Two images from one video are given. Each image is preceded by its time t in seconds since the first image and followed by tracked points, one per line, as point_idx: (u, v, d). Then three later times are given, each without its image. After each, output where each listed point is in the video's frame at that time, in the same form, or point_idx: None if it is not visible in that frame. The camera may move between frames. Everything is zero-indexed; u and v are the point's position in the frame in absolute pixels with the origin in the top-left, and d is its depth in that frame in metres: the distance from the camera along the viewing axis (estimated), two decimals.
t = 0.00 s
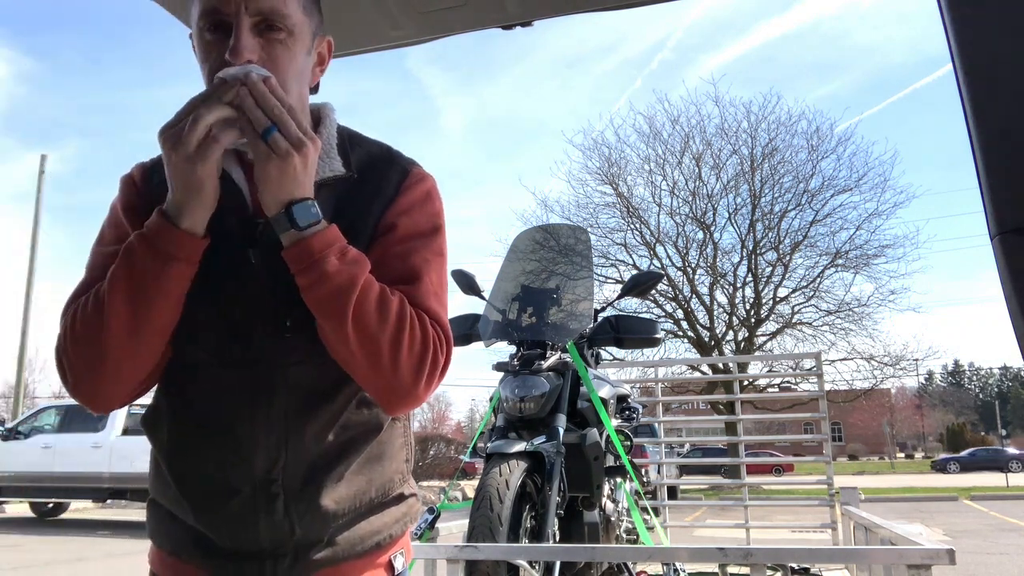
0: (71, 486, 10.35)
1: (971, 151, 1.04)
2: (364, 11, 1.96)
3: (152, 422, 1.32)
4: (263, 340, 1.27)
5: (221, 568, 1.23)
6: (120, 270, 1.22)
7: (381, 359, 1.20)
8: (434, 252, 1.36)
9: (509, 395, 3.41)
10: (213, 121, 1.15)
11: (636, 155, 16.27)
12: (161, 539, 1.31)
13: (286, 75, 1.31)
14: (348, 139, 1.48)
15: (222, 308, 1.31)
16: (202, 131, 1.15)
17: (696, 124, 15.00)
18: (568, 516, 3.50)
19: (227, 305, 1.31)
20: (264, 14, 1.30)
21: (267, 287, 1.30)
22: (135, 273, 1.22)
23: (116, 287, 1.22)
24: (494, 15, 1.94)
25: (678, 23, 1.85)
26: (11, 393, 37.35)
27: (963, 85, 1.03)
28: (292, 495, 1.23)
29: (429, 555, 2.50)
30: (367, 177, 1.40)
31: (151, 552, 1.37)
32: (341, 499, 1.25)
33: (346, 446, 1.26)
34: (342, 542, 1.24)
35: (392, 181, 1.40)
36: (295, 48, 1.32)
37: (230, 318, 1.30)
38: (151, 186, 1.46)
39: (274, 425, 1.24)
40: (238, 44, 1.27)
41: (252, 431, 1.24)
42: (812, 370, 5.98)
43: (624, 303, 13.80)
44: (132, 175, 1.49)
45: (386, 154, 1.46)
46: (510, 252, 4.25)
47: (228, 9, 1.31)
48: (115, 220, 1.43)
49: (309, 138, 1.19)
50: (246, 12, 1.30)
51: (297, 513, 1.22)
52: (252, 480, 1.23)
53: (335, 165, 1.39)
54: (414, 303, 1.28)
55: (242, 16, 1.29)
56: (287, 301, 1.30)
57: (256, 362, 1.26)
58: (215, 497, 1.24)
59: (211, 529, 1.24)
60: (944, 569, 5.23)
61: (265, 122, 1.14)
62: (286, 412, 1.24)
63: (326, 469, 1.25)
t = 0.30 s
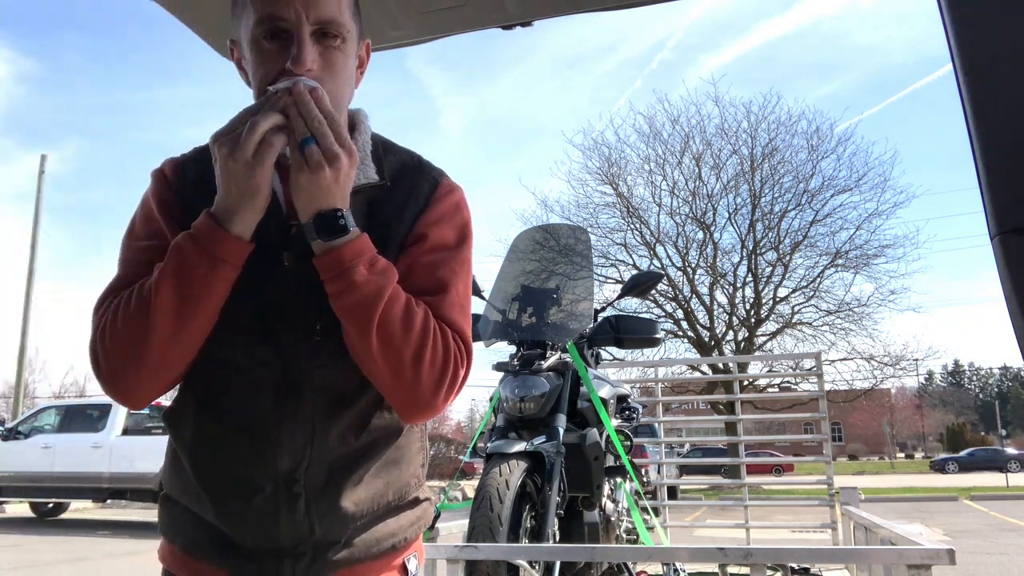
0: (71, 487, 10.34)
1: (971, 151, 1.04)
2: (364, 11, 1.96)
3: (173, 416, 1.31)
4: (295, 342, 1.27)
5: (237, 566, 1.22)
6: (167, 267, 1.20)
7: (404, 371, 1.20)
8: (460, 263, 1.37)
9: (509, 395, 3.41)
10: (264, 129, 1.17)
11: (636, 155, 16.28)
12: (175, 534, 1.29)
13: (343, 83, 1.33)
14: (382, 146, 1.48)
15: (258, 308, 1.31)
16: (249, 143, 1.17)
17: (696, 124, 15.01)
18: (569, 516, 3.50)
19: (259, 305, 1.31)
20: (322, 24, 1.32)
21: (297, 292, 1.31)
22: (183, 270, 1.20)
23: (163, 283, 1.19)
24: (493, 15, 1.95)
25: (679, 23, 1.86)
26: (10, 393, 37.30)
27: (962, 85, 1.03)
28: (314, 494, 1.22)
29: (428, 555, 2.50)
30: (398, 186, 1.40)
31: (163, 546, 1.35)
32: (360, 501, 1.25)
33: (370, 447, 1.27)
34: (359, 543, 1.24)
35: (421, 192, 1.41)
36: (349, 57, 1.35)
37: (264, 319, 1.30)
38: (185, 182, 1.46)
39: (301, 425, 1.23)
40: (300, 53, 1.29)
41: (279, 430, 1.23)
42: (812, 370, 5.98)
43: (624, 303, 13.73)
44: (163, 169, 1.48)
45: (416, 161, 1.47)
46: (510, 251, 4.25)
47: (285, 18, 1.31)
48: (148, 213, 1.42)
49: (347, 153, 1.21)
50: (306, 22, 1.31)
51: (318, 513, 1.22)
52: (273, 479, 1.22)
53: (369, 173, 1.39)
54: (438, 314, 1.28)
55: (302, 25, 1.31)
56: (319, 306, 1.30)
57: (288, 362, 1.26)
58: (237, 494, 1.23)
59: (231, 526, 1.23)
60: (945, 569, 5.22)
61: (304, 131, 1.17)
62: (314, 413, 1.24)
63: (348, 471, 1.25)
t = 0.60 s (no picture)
0: (70, 486, 10.33)
1: (971, 151, 1.04)
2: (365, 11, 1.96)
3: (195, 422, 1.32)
4: (324, 358, 1.29)
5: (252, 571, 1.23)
6: (199, 292, 1.21)
7: (426, 393, 1.23)
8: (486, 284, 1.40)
9: (510, 395, 3.41)
10: (300, 159, 1.18)
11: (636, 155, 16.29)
12: (191, 534, 1.30)
13: (384, 107, 1.36)
14: (413, 160, 1.51)
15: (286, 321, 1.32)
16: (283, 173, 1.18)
17: (695, 124, 15.03)
18: (568, 516, 3.50)
19: (289, 317, 1.32)
20: (366, 47, 1.34)
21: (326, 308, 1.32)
22: (215, 295, 1.21)
23: (195, 308, 1.20)
24: (493, 15, 1.95)
25: (678, 22, 1.87)
26: (11, 393, 37.28)
27: (963, 85, 1.03)
28: (335, 506, 1.25)
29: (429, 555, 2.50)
30: (427, 205, 1.43)
31: (177, 544, 1.37)
32: (378, 513, 1.28)
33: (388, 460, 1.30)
34: (377, 551, 1.27)
35: (449, 211, 1.44)
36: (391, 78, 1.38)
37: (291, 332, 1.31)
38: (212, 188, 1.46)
39: (326, 439, 1.26)
40: (345, 79, 1.31)
41: (305, 442, 1.25)
42: (812, 370, 5.98)
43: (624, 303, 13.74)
44: (190, 173, 1.48)
45: (446, 179, 1.50)
46: (510, 252, 4.25)
47: (328, 39, 1.33)
48: (173, 222, 1.43)
49: (375, 184, 1.21)
50: (351, 44, 1.33)
51: (338, 525, 1.24)
52: (296, 489, 1.24)
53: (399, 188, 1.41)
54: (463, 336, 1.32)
55: (348, 47, 1.33)
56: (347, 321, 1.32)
57: (315, 378, 1.28)
58: (257, 503, 1.24)
59: (249, 533, 1.24)
60: (945, 569, 5.22)
61: (334, 161, 1.19)
62: (340, 427, 1.27)
63: (369, 484, 1.28)
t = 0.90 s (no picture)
0: (70, 487, 10.33)
1: (971, 151, 1.04)
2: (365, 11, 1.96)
3: (218, 418, 1.37)
4: (354, 355, 1.35)
5: (272, 566, 1.30)
6: (227, 292, 1.22)
7: (478, 396, 1.33)
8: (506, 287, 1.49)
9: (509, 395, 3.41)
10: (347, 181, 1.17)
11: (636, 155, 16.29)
12: (209, 533, 1.36)
13: (397, 102, 1.40)
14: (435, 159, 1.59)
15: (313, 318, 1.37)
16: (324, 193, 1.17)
17: (695, 124, 15.03)
18: (568, 516, 3.50)
19: (316, 316, 1.37)
20: (383, 39, 1.40)
21: (355, 306, 1.38)
22: (245, 296, 1.22)
23: (222, 307, 1.21)
24: (493, 15, 1.95)
25: (679, 23, 1.86)
26: (11, 393, 37.28)
27: (963, 85, 1.03)
28: (358, 501, 1.33)
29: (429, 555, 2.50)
30: (452, 205, 1.51)
31: (191, 539, 1.42)
32: (400, 509, 1.37)
33: (406, 458, 1.39)
34: (395, 548, 1.36)
35: (476, 212, 1.53)
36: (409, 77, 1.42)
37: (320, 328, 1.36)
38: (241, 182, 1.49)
39: (353, 436, 1.33)
40: (355, 70, 1.35)
41: (332, 441, 1.32)
42: (812, 370, 5.98)
43: (623, 302, 13.76)
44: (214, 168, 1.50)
45: (468, 182, 1.59)
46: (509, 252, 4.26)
47: (348, 30, 1.39)
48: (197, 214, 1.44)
49: (433, 203, 1.24)
50: (369, 36, 1.39)
51: (360, 521, 1.32)
52: (322, 485, 1.31)
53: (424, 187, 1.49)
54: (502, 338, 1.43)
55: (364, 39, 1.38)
56: (376, 320, 1.38)
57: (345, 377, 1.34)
58: (282, 500, 1.31)
59: (272, 528, 1.31)
60: (945, 569, 5.22)
61: (393, 180, 1.20)
62: (366, 424, 1.34)
63: (392, 481, 1.37)
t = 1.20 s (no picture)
0: (70, 486, 10.32)
1: (971, 152, 1.04)
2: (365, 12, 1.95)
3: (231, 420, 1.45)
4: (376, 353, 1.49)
5: (283, 566, 1.39)
6: (205, 373, 1.32)
7: (513, 429, 1.57)
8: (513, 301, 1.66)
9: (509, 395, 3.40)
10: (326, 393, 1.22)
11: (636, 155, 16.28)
12: (219, 536, 1.43)
13: (420, 102, 1.54)
14: (454, 166, 1.73)
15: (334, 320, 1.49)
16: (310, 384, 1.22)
17: (695, 123, 15.03)
18: (568, 515, 3.50)
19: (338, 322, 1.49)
20: (406, 46, 1.52)
21: (378, 306, 1.50)
22: (219, 382, 1.31)
23: (198, 383, 1.32)
24: (494, 15, 1.95)
25: (678, 23, 1.87)
26: (11, 392, 37.29)
27: (963, 85, 1.03)
28: (370, 501, 1.42)
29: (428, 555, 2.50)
30: (471, 208, 1.67)
31: (199, 541, 1.49)
32: (410, 508, 1.47)
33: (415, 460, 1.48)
34: (407, 548, 1.46)
35: (495, 226, 1.69)
36: (430, 77, 1.56)
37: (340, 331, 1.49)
38: (254, 190, 1.57)
39: (367, 436, 1.42)
40: (380, 77, 1.48)
41: (344, 445, 1.40)
42: (812, 370, 5.97)
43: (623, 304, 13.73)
44: (225, 175, 1.58)
45: (484, 186, 1.74)
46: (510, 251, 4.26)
47: (373, 35, 1.51)
48: (201, 231, 1.53)
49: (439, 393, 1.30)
50: (392, 42, 1.51)
51: (373, 521, 1.42)
52: (338, 485, 1.40)
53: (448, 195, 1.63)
54: (513, 357, 1.62)
55: (388, 45, 1.51)
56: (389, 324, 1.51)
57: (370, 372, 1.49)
58: (298, 501, 1.39)
59: (286, 530, 1.39)
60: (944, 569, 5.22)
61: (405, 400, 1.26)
62: (383, 424, 1.43)
63: (403, 481, 1.46)
